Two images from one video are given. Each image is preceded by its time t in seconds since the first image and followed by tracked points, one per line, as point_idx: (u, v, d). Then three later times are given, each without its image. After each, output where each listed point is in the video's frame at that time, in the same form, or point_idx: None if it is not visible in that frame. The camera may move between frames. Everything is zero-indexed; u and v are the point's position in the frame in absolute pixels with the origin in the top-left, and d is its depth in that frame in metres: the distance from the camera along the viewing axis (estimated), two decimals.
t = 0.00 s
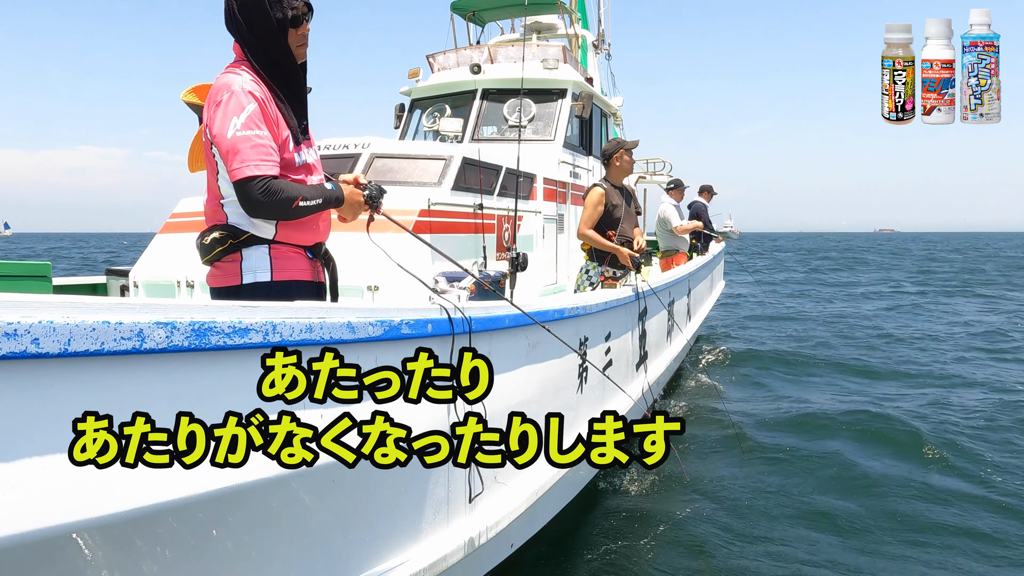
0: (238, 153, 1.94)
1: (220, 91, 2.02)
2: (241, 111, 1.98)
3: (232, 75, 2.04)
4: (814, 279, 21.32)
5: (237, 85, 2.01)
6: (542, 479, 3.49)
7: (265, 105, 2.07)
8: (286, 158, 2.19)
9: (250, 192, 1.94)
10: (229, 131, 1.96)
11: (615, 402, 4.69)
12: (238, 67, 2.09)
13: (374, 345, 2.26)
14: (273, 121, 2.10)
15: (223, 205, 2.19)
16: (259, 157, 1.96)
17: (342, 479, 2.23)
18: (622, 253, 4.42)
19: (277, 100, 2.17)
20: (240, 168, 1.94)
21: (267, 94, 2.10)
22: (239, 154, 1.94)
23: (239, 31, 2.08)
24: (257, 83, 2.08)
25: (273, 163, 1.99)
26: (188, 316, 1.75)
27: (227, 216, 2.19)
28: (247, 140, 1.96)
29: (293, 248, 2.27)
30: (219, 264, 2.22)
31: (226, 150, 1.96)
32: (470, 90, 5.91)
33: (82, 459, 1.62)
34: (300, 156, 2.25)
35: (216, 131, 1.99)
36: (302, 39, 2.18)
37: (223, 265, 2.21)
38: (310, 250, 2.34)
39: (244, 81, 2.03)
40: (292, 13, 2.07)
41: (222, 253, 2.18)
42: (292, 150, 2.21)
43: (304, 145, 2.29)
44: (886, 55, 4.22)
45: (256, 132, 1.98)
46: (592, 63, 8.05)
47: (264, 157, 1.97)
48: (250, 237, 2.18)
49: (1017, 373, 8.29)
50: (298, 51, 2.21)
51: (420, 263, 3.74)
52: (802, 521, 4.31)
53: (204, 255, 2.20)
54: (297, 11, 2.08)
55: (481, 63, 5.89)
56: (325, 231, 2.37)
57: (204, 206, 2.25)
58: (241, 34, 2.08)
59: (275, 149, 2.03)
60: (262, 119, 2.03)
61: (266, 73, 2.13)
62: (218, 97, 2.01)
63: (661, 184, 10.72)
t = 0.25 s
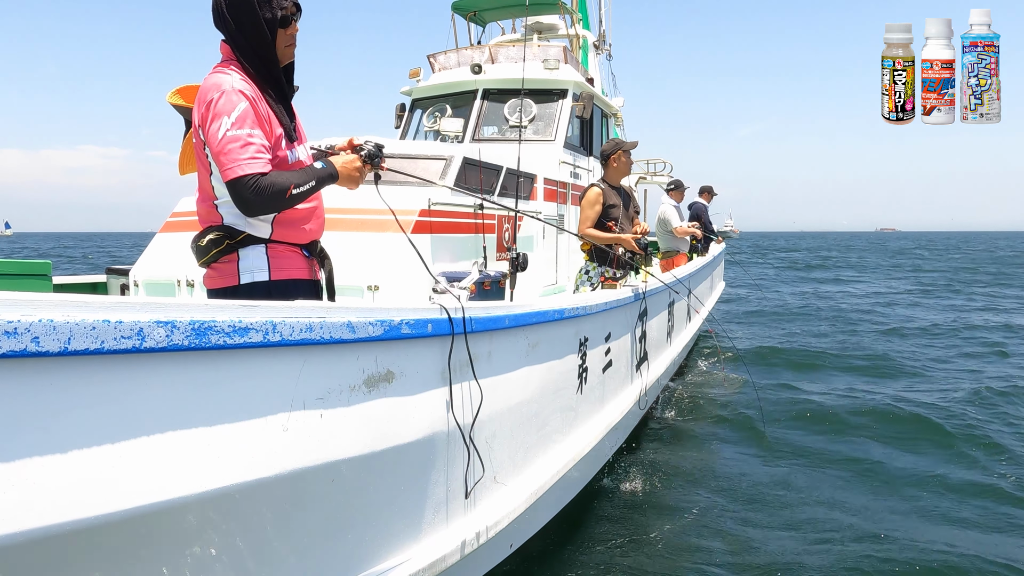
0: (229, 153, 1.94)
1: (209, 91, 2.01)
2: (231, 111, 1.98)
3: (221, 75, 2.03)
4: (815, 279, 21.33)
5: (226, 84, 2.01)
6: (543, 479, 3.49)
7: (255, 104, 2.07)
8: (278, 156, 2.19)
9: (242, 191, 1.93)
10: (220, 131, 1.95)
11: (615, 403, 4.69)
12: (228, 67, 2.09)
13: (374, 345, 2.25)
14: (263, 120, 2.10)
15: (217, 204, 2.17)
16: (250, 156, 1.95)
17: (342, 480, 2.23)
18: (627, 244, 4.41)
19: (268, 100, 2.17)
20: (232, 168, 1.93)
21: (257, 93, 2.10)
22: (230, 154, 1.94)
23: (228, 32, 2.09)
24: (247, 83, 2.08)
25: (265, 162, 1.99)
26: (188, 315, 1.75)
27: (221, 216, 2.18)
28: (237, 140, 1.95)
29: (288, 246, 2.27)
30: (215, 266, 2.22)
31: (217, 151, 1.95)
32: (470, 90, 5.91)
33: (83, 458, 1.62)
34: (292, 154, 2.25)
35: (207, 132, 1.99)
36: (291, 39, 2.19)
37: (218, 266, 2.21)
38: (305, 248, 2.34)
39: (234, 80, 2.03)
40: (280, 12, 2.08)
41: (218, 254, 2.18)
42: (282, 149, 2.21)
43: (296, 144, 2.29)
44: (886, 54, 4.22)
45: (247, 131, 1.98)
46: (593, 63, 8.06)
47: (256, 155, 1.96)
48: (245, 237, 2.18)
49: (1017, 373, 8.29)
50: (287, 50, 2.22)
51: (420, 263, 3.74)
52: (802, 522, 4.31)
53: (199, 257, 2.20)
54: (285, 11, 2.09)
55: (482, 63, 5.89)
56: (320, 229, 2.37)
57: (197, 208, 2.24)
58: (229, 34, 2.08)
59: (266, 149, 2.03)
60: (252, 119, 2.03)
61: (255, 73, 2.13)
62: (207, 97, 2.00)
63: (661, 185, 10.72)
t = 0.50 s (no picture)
0: (222, 152, 1.94)
1: (202, 91, 2.01)
2: (224, 110, 1.97)
3: (214, 74, 2.03)
4: (816, 279, 21.31)
5: (219, 83, 2.01)
6: (543, 479, 3.48)
7: (249, 103, 2.07)
8: (272, 155, 2.19)
9: (235, 190, 1.93)
10: (213, 131, 1.95)
11: (615, 403, 4.69)
12: (221, 66, 2.08)
13: (373, 345, 2.25)
14: (257, 119, 2.09)
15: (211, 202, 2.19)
16: (243, 156, 1.95)
17: (343, 480, 2.22)
18: (625, 249, 4.40)
19: (262, 98, 2.17)
20: (224, 167, 1.93)
21: (251, 92, 2.10)
22: (224, 154, 1.94)
23: (223, 30, 2.08)
24: (241, 81, 2.07)
25: (259, 161, 1.98)
26: (188, 313, 1.75)
27: (217, 216, 2.19)
28: (230, 140, 1.95)
29: (284, 246, 2.27)
30: (212, 266, 2.22)
31: (210, 151, 1.95)
32: (472, 90, 5.91)
33: (83, 457, 1.62)
34: (287, 153, 2.24)
35: (200, 131, 1.99)
36: (287, 38, 2.18)
37: (216, 266, 2.22)
38: (302, 247, 2.34)
39: (227, 79, 2.03)
40: (276, 12, 2.06)
41: (214, 254, 2.17)
42: (277, 148, 2.21)
43: (291, 142, 2.29)
44: (886, 55, 4.21)
45: (240, 131, 1.98)
46: (594, 63, 8.05)
47: (249, 155, 1.96)
48: (240, 237, 2.19)
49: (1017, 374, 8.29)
50: (282, 49, 2.21)
51: (420, 262, 3.74)
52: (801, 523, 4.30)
53: (196, 257, 2.20)
54: (281, 11, 2.08)
55: (483, 63, 5.89)
56: (316, 228, 2.36)
57: (191, 208, 2.25)
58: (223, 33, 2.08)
59: (260, 148, 2.02)
60: (245, 118, 2.03)
61: (249, 72, 2.13)
62: (201, 96, 2.00)
63: (663, 185, 10.72)
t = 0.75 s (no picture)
0: (225, 149, 1.94)
1: (200, 90, 2.01)
2: (224, 107, 1.97)
3: (211, 72, 2.03)
4: (817, 280, 21.31)
5: (217, 81, 2.01)
6: (542, 479, 3.48)
7: (248, 99, 2.07)
8: (274, 152, 2.19)
9: (243, 186, 1.92)
10: (215, 128, 1.95)
11: (615, 404, 4.69)
12: (218, 65, 2.08)
13: (373, 344, 2.25)
14: (256, 116, 2.10)
15: (211, 201, 2.19)
16: (248, 151, 1.95)
17: (343, 480, 2.23)
18: (625, 251, 4.40)
19: (261, 96, 2.17)
20: (229, 163, 1.93)
21: (249, 89, 2.10)
22: (228, 150, 1.93)
23: (219, 29, 2.09)
24: (239, 79, 2.07)
25: (262, 156, 1.99)
26: (188, 312, 1.75)
27: (217, 215, 2.19)
28: (233, 136, 1.95)
29: (284, 244, 2.27)
30: (212, 265, 2.22)
31: (214, 148, 1.95)
32: (473, 90, 5.91)
33: (82, 455, 1.61)
34: (287, 149, 2.23)
35: (201, 130, 1.98)
36: (282, 35, 2.19)
37: (215, 265, 2.22)
38: (302, 245, 2.33)
39: (224, 77, 2.03)
40: (271, 8, 2.08)
41: (214, 253, 2.18)
42: (277, 145, 2.21)
43: (291, 139, 2.29)
44: (886, 54, 4.21)
45: (242, 127, 1.98)
46: (595, 63, 8.06)
47: (252, 150, 1.96)
48: (240, 236, 2.18)
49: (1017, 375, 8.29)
50: (278, 47, 2.22)
51: (420, 262, 3.74)
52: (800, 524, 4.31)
53: (196, 256, 2.20)
54: (276, 7, 2.09)
55: (484, 62, 5.89)
56: (315, 226, 2.35)
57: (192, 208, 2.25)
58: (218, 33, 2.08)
59: (262, 143, 2.02)
60: (246, 114, 2.03)
61: (247, 70, 2.13)
62: (199, 96, 2.00)
63: (663, 186, 10.72)
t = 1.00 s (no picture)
0: (229, 148, 1.94)
1: (206, 88, 2.01)
2: (228, 107, 1.97)
3: (217, 71, 2.03)
4: (817, 280, 21.31)
5: (223, 80, 2.01)
6: (542, 479, 3.48)
7: (253, 99, 2.07)
8: (278, 151, 2.19)
9: (245, 185, 1.92)
10: (219, 127, 1.95)
11: (615, 404, 4.69)
12: (224, 63, 2.08)
13: (373, 344, 2.25)
14: (261, 115, 2.09)
15: (218, 200, 2.18)
16: (251, 152, 1.95)
17: (343, 480, 2.23)
18: (623, 253, 4.40)
19: (266, 95, 2.17)
20: (233, 162, 1.92)
21: (255, 89, 2.10)
22: (231, 149, 1.93)
23: (225, 29, 2.08)
24: (244, 78, 2.07)
25: (265, 155, 1.98)
26: (188, 311, 1.75)
27: (223, 214, 2.19)
28: (237, 135, 1.95)
29: (290, 243, 2.27)
30: (217, 264, 2.22)
31: (217, 147, 1.95)
32: (473, 90, 5.91)
33: (82, 453, 1.61)
34: (291, 149, 2.23)
35: (205, 129, 1.98)
36: (288, 35, 2.19)
37: (221, 264, 2.22)
38: (308, 244, 2.34)
39: (231, 76, 2.03)
40: (278, 9, 2.07)
41: (220, 252, 2.18)
42: (282, 144, 2.21)
43: (294, 139, 2.29)
44: (886, 54, 4.21)
45: (246, 126, 1.97)
46: (596, 63, 8.06)
47: (256, 150, 1.96)
48: (247, 235, 2.19)
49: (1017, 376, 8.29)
50: (284, 47, 2.22)
51: (421, 262, 3.74)
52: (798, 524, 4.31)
53: (202, 255, 2.21)
54: (283, 9, 2.09)
55: (484, 62, 5.89)
56: (320, 225, 2.36)
57: (198, 206, 2.25)
58: (225, 32, 2.08)
59: (266, 143, 2.02)
60: (250, 114, 2.03)
61: (252, 69, 2.13)
62: (204, 94, 2.00)
63: (663, 186, 10.72)
